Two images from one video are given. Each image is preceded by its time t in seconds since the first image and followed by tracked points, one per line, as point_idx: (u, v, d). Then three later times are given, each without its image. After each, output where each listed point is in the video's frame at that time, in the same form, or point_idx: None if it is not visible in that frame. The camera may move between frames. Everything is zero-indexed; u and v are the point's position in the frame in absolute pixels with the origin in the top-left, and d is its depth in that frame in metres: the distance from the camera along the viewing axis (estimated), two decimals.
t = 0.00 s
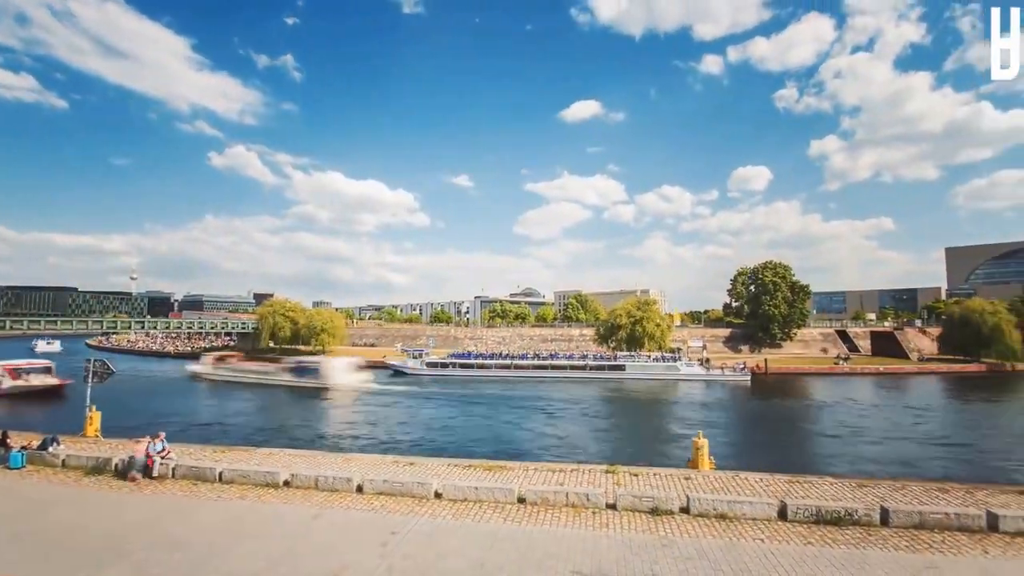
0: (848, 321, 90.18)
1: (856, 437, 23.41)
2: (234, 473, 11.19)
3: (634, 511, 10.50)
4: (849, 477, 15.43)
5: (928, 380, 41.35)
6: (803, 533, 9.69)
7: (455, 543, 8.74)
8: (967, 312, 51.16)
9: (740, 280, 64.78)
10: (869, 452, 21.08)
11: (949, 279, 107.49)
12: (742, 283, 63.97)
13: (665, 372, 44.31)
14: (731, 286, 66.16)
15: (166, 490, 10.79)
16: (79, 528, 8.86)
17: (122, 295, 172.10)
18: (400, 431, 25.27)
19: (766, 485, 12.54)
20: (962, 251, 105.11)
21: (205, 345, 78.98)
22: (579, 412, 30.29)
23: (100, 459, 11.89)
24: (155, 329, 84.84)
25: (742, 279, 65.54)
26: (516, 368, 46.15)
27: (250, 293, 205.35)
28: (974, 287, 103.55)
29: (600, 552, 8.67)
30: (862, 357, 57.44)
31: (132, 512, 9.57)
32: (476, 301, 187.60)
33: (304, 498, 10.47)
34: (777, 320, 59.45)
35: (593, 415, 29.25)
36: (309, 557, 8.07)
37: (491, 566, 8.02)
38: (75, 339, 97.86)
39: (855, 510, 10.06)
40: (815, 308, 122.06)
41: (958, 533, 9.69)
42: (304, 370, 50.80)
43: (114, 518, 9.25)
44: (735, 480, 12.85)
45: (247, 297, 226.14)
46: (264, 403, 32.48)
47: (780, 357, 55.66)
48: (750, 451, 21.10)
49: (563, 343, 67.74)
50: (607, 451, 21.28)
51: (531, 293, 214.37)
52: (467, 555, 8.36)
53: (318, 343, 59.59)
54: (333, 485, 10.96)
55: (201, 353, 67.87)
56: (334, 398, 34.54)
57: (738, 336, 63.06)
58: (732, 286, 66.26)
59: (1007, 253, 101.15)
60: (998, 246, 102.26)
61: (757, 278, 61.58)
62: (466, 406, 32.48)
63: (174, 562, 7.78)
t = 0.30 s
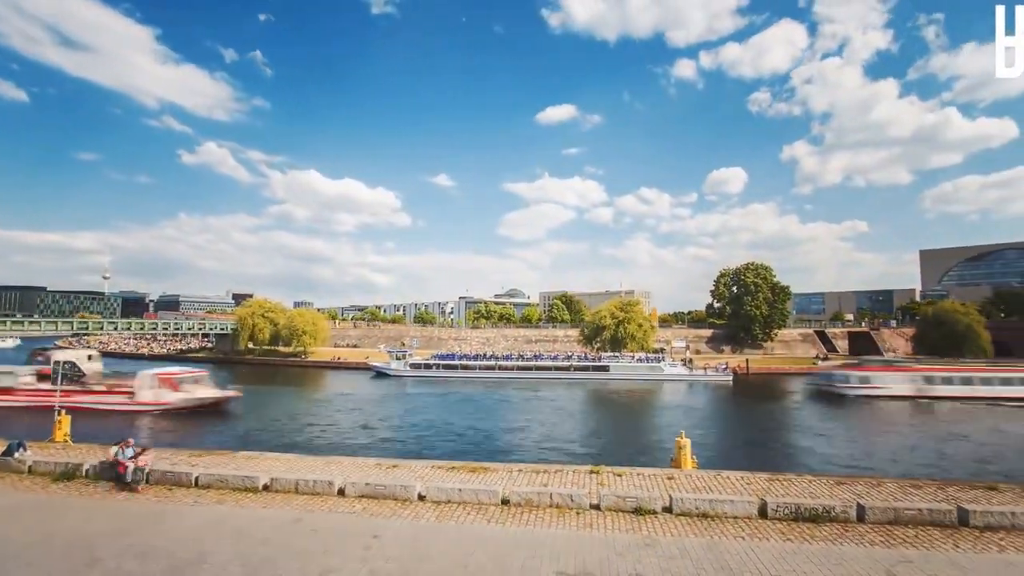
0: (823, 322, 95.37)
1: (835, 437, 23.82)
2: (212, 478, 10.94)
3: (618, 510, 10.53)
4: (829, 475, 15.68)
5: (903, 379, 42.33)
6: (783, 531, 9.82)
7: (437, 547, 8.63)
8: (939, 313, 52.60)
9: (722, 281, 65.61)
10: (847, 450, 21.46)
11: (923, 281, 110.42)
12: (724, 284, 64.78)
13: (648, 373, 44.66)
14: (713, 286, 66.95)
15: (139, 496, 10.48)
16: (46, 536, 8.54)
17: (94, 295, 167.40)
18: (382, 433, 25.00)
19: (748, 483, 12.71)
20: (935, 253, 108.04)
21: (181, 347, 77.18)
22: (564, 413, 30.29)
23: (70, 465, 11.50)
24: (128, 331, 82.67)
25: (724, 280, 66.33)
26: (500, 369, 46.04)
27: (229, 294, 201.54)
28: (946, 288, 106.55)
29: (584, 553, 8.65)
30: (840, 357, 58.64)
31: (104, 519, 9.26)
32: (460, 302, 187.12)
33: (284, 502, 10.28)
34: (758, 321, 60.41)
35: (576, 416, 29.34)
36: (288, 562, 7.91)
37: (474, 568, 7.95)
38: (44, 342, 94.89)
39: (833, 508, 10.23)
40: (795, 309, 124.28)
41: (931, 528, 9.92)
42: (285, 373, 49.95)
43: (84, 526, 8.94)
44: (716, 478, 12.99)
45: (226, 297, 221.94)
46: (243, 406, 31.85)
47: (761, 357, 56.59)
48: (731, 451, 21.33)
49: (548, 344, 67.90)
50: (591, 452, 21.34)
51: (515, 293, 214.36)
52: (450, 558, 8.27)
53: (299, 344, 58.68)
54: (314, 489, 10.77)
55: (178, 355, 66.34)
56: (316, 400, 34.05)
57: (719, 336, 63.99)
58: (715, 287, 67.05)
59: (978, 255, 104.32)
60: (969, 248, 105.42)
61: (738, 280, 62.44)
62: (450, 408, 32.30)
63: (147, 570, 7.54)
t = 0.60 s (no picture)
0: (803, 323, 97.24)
1: (815, 436, 24.24)
2: (188, 483, 10.68)
3: (602, 510, 10.55)
4: (808, 473, 15.92)
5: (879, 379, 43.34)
6: (763, 528, 9.95)
7: (420, 548, 8.55)
8: (914, 314, 53.97)
9: (705, 282, 66.36)
10: (826, 449, 21.86)
11: (898, 283, 113.30)
12: (707, 285, 65.54)
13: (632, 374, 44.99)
14: (697, 288, 67.73)
15: (111, 501, 10.19)
16: (13, 544, 8.25)
17: (66, 295, 162.55)
18: (365, 436, 24.72)
19: (729, 482, 12.85)
20: (910, 255, 110.87)
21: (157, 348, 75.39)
22: (548, 414, 30.28)
23: (38, 471, 11.13)
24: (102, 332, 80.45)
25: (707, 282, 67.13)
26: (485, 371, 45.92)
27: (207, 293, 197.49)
28: (920, 290, 109.43)
29: (568, 553, 8.65)
30: (819, 357, 59.79)
31: (74, 526, 8.97)
32: (444, 302, 186.31)
33: (263, 506, 10.07)
34: (740, 322, 61.30)
35: (561, 417, 29.37)
36: (267, 567, 7.76)
37: (457, 571, 7.88)
38: (12, 343, 91.75)
39: (811, 505, 10.40)
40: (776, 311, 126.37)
41: (905, 524, 10.15)
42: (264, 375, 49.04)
43: (53, 533, 8.66)
44: (698, 478, 13.10)
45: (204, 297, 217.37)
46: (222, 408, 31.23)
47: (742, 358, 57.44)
48: (714, 451, 21.57)
49: (532, 345, 67.98)
50: (575, 453, 21.40)
51: (500, 294, 214.08)
52: (432, 560, 8.19)
53: (279, 345, 57.74)
54: (294, 492, 10.59)
55: (153, 357, 64.73)
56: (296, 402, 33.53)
57: (703, 337, 64.71)
58: (698, 288, 67.83)
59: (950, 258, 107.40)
60: (942, 251, 108.46)
61: (721, 281, 63.31)
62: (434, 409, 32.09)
63: None
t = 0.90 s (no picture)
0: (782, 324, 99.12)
1: (793, 435, 24.72)
2: (162, 488, 10.41)
3: (585, 511, 10.57)
4: (788, 472, 16.17)
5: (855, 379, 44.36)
6: (743, 526, 10.08)
7: (402, 551, 8.45)
8: (888, 315, 55.37)
9: (688, 283, 67.28)
10: (805, 448, 22.26)
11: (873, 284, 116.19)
12: (690, 286, 66.43)
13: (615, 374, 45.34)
14: (680, 289, 68.58)
15: (82, 508, 9.86)
16: None
17: (35, 294, 157.59)
18: (346, 438, 24.42)
19: (710, 482, 12.98)
20: (884, 258, 113.73)
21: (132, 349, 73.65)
22: (532, 415, 30.29)
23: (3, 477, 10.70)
24: (73, 332, 78.22)
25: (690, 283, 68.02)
26: (469, 371, 45.78)
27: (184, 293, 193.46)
28: (894, 292, 112.38)
29: (552, 554, 8.64)
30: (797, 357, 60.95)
31: (41, 534, 8.65)
32: (427, 302, 185.52)
33: (241, 511, 9.85)
34: (721, 322, 62.24)
35: (545, 418, 29.39)
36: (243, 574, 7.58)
37: (440, 573, 7.80)
38: None
39: (790, 503, 10.57)
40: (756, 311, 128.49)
41: (879, 520, 10.37)
42: (244, 376, 48.20)
43: (19, 542, 8.34)
44: (681, 478, 13.21)
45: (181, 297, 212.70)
46: (199, 411, 30.56)
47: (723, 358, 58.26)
48: (696, 450, 21.80)
49: (516, 346, 68.04)
50: (559, 454, 21.46)
51: (483, 294, 213.76)
52: (414, 563, 8.10)
53: (259, 347, 56.51)
54: (273, 496, 10.38)
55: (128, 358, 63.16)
56: (276, 404, 32.95)
57: (685, 337, 65.53)
58: (681, 289, 68.68)
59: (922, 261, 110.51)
60: (914, 254, 111.61)
61: (704, 282, 64.23)
62: (417, 410, 31.88)
63: None
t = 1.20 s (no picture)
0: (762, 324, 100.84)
1: (772, 434, 25.14)
2: (135, 492, 10.15)
3: (568, 511, 10.59)
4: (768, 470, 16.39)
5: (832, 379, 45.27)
6: (724, 524, 10.20)
7: (384, 555, 8.35)
8: (864, 316, 56.63)
9: (671, 284, 68.05)
10: (783, 447, 22.65)
11: (850, 286, 118.73)
12: (672, 288, 67.19)
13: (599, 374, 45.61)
14: (663, 290, 69.17)
15: (50, 514, 9.54)
16: None
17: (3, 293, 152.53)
18: (328, 439, 24.12)
19: (692, 481, 13.11)
20: (860, 260, 116.35)
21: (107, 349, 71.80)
22: (515, 415, 30.32)
23: None
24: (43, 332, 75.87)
25: (672, 284, 68.65)
26: (452, 372, 45.59)
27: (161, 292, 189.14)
28: (870, 293, 114.96)
29: (536, 555, 8.63)
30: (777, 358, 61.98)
31: (6, 542, 8.33)
32: (411, 302, 184.59)
33: (218, 515, 9.64)
34: (703, 323, 63.03)
35: (528, 418, 29.41)
36: None
37: None
38: None
39: (769, 501, 10.73)
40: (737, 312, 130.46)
41: (856, 517, 10.58)
42: (222, 377, 47.31)
43: None
44: (663, 477, 13.33)
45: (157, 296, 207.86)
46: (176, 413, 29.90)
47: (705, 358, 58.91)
48: (677, 449, 22.01)
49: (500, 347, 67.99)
50: (542, 454, 21.52)
51: (468, 295, 213.49)
52: (397, 565, 8.03)
53: (238, 347, 55.56)
54: (252, 500, 10.19)
55: (102, 359, 61.55)
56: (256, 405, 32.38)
57: (668, 338, 66.24)
58: (664, 290, 69.28)
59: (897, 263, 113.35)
60: (889, 257, 114.49)
61: (686, 283, 64.97)
62: (400, 411, 31.65)
63: None
